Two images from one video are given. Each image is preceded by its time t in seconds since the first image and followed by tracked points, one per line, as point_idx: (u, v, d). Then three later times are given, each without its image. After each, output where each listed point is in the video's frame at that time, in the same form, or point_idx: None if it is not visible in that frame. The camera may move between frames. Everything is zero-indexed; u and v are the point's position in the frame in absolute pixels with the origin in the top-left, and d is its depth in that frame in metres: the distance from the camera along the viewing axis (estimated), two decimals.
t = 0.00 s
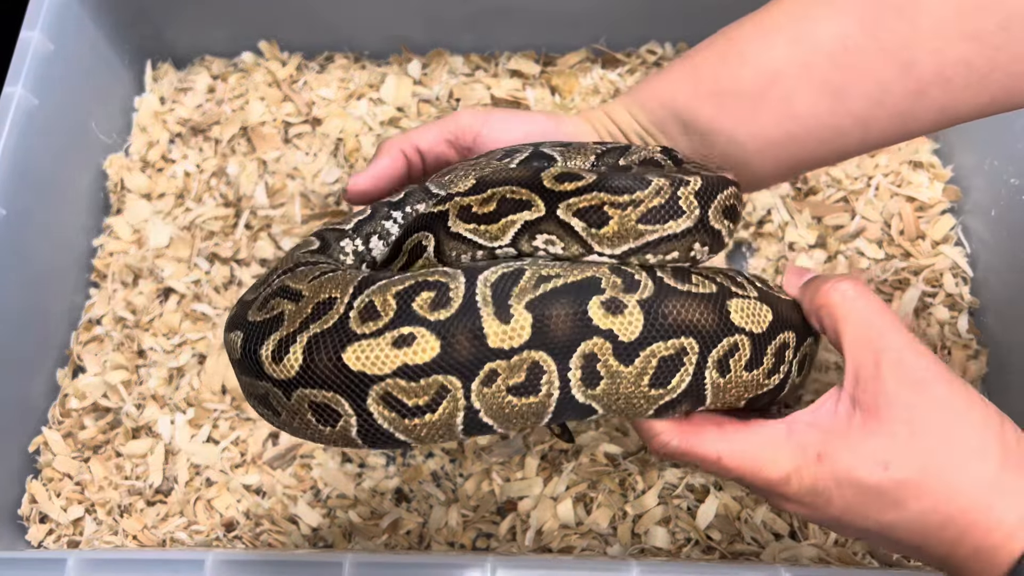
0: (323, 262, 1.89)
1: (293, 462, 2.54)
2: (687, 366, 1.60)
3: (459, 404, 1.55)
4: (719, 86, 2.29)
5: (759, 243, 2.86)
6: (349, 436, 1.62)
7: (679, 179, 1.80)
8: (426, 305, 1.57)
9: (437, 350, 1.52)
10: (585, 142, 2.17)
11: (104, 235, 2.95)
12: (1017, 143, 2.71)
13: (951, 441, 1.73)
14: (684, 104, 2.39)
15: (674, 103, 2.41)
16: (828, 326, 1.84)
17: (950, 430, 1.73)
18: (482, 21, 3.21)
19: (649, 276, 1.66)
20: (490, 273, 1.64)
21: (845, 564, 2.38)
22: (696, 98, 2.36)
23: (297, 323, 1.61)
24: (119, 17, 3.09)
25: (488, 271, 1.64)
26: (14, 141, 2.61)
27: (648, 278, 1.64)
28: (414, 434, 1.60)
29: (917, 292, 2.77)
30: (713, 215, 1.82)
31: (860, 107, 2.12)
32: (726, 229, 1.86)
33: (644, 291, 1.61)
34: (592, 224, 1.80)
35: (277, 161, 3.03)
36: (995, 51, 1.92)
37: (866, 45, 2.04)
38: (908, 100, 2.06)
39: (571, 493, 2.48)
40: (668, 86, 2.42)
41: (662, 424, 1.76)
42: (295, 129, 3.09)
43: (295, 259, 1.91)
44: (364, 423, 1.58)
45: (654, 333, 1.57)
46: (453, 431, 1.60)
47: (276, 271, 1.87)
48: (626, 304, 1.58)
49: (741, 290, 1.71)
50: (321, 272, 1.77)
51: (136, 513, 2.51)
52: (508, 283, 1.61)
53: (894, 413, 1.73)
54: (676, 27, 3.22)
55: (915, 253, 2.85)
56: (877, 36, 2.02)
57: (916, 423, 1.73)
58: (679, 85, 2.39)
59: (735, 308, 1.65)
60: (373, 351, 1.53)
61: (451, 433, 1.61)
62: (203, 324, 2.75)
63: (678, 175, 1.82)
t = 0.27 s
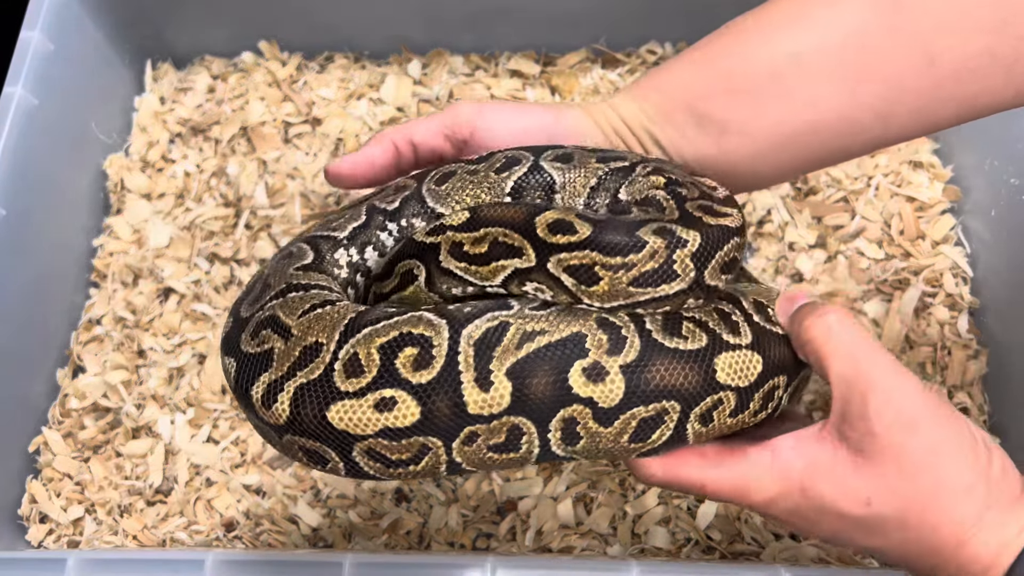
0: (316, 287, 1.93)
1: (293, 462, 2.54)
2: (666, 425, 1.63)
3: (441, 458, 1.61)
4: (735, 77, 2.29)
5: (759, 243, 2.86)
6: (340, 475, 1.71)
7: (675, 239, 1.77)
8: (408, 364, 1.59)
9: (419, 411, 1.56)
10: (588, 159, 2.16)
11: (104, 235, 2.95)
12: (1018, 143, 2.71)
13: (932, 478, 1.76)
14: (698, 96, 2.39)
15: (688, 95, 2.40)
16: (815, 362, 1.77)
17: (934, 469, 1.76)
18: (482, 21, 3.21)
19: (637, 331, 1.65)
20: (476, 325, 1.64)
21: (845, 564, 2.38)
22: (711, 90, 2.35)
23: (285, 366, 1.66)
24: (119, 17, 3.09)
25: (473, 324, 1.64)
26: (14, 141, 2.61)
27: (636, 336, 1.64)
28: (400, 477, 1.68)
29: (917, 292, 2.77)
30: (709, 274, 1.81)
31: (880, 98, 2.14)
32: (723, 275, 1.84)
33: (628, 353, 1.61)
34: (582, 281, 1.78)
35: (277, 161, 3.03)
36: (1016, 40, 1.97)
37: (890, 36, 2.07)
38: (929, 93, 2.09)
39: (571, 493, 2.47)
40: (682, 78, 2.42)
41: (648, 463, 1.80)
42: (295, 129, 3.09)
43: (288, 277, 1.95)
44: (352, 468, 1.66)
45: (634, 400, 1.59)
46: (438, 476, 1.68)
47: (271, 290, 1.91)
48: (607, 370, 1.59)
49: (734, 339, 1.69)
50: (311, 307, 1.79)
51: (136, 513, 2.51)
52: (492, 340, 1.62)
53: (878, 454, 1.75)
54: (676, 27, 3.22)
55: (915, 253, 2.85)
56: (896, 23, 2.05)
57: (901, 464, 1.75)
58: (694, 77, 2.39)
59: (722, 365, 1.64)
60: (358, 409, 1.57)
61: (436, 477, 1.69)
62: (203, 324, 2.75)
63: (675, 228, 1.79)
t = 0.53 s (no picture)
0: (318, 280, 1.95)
1: (293, 462, 2.54)
2: (650, 445, 1.72)
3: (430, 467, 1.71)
4: (755, 64, 2.31)
5: (759, 244, 2.86)
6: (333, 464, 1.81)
7: (674, 274, 1.75)
8: (403, 381, 1.65)
9: (413, 428, 1.63)
10: (595, 168, 2.10)
11: (104, 235, 2.95)
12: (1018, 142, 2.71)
13: (907, 472, 1.82)
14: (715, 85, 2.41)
15: (706, 83, 2.42)
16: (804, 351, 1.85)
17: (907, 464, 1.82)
18: (482, 21, 3.21)
19: (628, 358, 1.70)
20: (472, 344, 1.69)
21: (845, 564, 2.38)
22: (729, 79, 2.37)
23: (285, 366, 1.73)
24: (119, 17, 3.09)
25: (469, 344, 1.69)
26: (13, 141, 2.62)
27: (626, 364, 1.69)
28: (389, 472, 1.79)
29: (917, 292, 2.77)
30: (704, 308, 1.78)
31: (899, 87, 2.16)
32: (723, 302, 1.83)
33: (617, 384, 1.67)
34: (577, 308, 1.78)
35: (277, 161, 3.02)
36: None
37: (910, 26, 2.10)
38: (949, 83, 2.11)
39: (571, 493, 2.47)
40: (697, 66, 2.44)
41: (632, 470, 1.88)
42: (295, 129, 3.09)
43: (291, 266, 1.96)
44: (345, 465, 1.76)
45: (621, 428, 1.66)
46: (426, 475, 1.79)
47: (273, 276, 1.94)
48: (596, 401, 1.65)
49: (725, 365, 1.73)
50: (311, 305, 1.83)
51: (136, 513, 2.51)
52: (486, 365, 1.67)
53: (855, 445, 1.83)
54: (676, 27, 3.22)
55: (915, 253, 2.85)
56: (918, 18, 2.09)
57: (876, 454, 1.82)
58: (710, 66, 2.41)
59: (709, 395, 1.70)
60: (355, 418, 1.64)
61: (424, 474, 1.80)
62: (203, 324, 2.75)
63: (675, 261, 1.76)
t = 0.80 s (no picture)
0: (334, 247, 1.93)
1: (293, 462, 2.54)
2: (656, 439, 1.72)
3: (431, 447, 1.73)
4: (763, 37, 2.33)
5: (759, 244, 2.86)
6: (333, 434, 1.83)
7: (690, 279, 1.76)
8: (414, 360, 1.65)
9: (420, 408, 1.64)
10: (619, 157, 2.07)
11: (104, 235, 2.95)
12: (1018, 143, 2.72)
13: (905, 472, 1.83)
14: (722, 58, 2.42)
15: (713, 56, 2.43)
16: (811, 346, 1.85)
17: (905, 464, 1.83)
18: (482, 21, 3.21)
19: (639, 353, 1.71)
20: (483, 330, 1.70)
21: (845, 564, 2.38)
22: (737, 51, 2.39)
23: (297, 333, 1.72)
24: (119, 17, 3.09)
25: (482, 330, 1.70)
26: (13, 141, 2.62)
27: (637, 359, 1.70)
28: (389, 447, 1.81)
29: (917, 292, 2.77)
30: (718, 313, 1.79)
31: (908, 64, 2.17)
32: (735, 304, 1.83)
33: (627, 378, 1.67)
34: (591, 304, 1.77)
35: (277, 161, 3.02)
36: None
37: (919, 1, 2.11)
38: (960, 60, 2.11)
39: (571, 493, 2.47)
40: (705, 38, 2.44)
41: (626, 462, 1.88)
42: (295, 129, 3.08)
43: (306, 230, 1.93)
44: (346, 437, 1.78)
45: (628, 421, 1.67)
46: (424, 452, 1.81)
47: (289, 238, 1.91)
48: (605, 394, 1.65)
49: (735, 364, 1.74)
50: (327, 275, 1.81)
51: (136, 513, 2.52)
52: (497, 352, 1.67)
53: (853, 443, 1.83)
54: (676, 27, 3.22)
55: (915, 253, 2.85)
56: None
57: (873, 452, 1.83)
58: (719, 38, 2.41)
59: (719, 393, 1.70)
60: (364, 390, 1.64)
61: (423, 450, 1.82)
62: (203, 324, 2.75)
63: (692, 265, 1.77)
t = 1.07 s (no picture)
0: (346, 228, 2.00)
1: (293, 462, 2.54)
2: (641, 456, 1.73)
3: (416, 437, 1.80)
4: None
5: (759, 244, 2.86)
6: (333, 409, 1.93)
7: (673, 303, 1.70)
8: (398, 356, 1.71)
9: (399, 403, 1.71)
10: (628, 159, 2.03)
11: (103, 235, 2.95)
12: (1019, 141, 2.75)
13: (917, 504, 1.77)
14: None
15: None
16: (823, 367, 1.79)
17: (919, 496, 1.75)
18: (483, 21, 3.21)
19: (628, 368, 1.71)
20: (469, 332, 1.73)
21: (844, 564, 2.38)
22: None
23: (295, 313, 1.82)
24: (119, 17, 3.08)
25: (466, 330, 1.73)
26: (13, 141, 2.62)
27: (623, 374, 1.70)
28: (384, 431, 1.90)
29: (917, 291, 2.76)
30: (703, 341, 1.73)
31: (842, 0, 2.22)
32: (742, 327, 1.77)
33: (606, 395, 1.67)
34: (569, 317, 1.75)
35: (277, 161, 3.01)
36: None
37: None
38: None
39: (571, 493, 2.46)
40: None
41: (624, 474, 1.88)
42: (295, 129, 3.08)
43: (319, 208, 2.00)
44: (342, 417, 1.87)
45: (607, 438, 1.67)
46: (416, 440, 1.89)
47: (301, 215, 2.00)
48: (583, 410, 1.66)
49: (733, 389, 1.71)
50: (327, 257, 1.89)
51: (136, 513, 2.52)
52: (479, 356, 1.71)
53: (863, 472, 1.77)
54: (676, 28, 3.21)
55: (915, 253, 2.85)
56: None
57: (885, 485, 1.77)
58: None
59: (708, 417, 1.69)
60: (349, 378, 1.73)
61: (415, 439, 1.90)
62: (203, 324, 2.75)
63: (679, 288, 1.71)
